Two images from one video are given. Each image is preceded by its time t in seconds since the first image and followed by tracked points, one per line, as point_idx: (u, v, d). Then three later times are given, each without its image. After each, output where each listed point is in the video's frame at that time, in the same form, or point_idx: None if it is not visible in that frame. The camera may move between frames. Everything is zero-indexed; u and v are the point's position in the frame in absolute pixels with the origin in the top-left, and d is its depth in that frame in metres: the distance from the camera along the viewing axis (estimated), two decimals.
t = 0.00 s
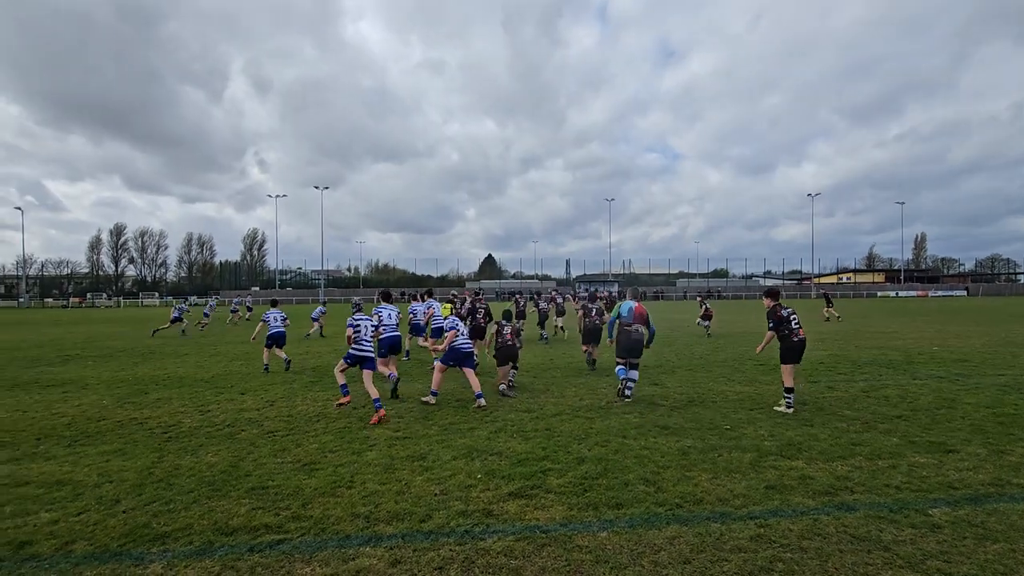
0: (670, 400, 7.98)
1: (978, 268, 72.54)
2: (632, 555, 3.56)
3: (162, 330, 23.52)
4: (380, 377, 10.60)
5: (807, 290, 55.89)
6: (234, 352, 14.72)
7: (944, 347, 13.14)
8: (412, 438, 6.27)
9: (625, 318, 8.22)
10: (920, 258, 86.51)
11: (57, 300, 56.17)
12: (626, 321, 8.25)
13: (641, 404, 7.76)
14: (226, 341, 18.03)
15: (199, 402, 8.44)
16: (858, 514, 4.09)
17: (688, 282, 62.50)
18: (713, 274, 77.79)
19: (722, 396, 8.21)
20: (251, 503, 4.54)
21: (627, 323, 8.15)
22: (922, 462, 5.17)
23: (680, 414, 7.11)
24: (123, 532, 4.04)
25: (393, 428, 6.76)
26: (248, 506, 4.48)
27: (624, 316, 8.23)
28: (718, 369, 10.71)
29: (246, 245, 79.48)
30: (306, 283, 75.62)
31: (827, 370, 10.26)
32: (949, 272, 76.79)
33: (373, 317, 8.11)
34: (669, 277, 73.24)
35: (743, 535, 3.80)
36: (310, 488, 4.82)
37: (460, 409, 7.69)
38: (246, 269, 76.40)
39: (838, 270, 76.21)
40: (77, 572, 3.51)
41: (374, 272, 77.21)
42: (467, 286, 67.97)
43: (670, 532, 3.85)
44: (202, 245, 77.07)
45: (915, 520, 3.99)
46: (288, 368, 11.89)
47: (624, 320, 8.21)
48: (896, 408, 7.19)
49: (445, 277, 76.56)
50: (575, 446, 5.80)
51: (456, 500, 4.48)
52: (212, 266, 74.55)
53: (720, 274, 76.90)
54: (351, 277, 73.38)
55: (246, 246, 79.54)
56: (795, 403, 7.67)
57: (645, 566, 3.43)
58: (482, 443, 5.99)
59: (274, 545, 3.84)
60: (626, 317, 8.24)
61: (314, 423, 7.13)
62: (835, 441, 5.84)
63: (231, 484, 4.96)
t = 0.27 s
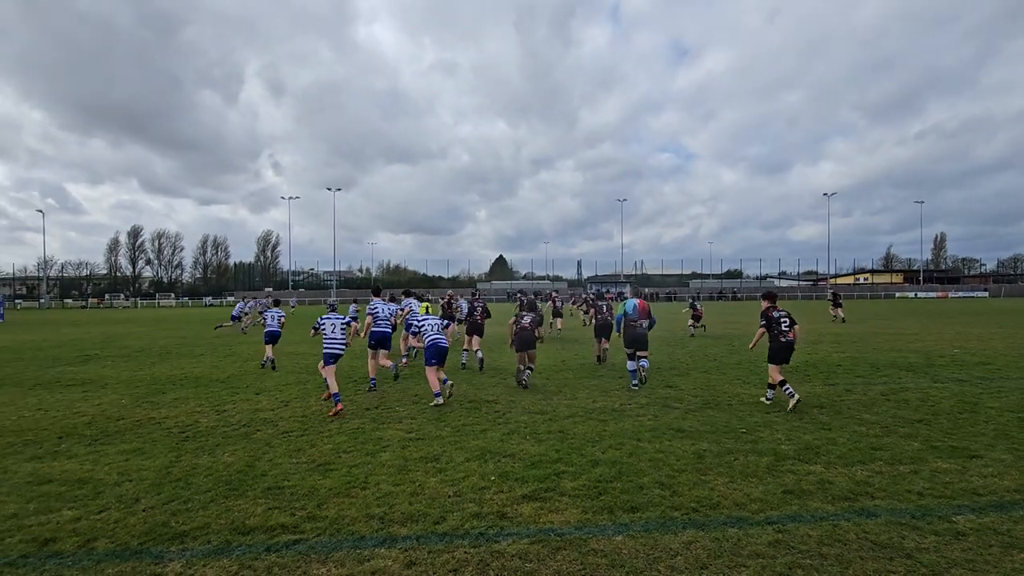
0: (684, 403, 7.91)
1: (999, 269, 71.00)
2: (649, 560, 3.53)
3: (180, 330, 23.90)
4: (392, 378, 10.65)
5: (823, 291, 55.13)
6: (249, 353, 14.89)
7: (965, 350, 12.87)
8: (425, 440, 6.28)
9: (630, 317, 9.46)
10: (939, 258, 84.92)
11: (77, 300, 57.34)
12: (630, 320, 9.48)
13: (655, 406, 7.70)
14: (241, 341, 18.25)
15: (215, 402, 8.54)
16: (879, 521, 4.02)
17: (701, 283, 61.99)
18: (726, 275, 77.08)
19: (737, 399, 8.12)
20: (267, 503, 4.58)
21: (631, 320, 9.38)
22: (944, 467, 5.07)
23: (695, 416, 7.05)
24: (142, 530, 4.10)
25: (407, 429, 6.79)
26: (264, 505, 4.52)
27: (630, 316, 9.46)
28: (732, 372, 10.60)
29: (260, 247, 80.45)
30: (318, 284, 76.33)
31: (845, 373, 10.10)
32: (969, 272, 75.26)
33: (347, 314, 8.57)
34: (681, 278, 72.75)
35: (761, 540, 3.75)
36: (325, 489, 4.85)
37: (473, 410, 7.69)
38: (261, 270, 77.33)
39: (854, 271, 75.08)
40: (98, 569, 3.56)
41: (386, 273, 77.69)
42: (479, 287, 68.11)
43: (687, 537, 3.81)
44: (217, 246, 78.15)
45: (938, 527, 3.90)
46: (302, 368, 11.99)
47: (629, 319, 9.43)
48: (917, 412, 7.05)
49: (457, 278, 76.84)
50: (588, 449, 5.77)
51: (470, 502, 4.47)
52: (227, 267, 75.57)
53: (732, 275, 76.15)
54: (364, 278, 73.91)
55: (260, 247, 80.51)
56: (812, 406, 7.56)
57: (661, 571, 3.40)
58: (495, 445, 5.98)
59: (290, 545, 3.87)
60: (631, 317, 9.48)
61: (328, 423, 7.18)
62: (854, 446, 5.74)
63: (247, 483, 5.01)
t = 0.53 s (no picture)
0: (694, 404, 7.85)
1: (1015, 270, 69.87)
2: (656, 563, 3.50)
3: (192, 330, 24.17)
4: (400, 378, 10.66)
5: (834, 292, 54.60)
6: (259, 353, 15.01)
7: (981, 352, 12.65)
8: (433, 440, 6.29)
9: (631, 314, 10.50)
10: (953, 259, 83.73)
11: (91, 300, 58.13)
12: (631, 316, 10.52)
13: (663, 408, 7.66)
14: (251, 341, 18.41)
15: (225, 401, 8.61)
16: (892, 525, 3.96)
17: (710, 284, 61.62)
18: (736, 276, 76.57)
19: (746, 401, 8.05)
20: (276, 502, 4.60)
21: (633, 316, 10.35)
22: (959, 472, 4.98)
23: (704, 418, 6.99)
24: (153, 528, 4.14)
25: (415, 429, 6.80)
26: (273, 504, 4.55)
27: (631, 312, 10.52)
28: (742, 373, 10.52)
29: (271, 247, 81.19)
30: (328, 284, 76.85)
31: (856, 375, 9.97)
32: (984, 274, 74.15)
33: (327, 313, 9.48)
34: (690, 278, 72.36)
35: (771, 544, 3.71)
36: (333, 488, 4.87)
37: (481, 411, 7.69)
38: (271, 270, 78.01)
39: (867, 272, 74.24)
40: (110, 567, 3.60)
41: (394, 273, 78.01)
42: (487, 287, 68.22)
43: (695, 540, 3.77)
44: (228, 246, 78.95)
45: (952, 532, 3.84)
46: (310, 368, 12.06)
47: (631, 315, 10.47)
48: (930, 416, 6.94)
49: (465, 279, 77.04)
50: (596, 450, 5.75)
51: (477, 503, 4.47)
52: (238, 267, 76.36)
53: (743, 276, 75.72)
54: (373, 279, 74.30)
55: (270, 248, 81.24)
56: (822, 409, 7.47)
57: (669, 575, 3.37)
58: (502, 446, 5.97)
59: (299, 544, 3.88)
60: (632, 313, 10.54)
61: (337, 423, 7.21)
62: (866, 449, 5.67)
63: (256, 482, 5.04)
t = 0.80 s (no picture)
0: (699, 407, 7.80)
1: None
2: (661, 567, 3.47)
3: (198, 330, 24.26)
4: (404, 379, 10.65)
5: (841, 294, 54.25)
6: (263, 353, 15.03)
7: (990, 355, 12.53)
8: (437, 442, 6.27)
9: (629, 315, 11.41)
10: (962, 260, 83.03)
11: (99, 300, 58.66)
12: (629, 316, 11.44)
13: (669, 410, 7.61)
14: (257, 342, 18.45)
15: (230, 401, 8.63)
16: (900, 531, 3.90)
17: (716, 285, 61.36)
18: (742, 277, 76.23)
19: (753, 404, 7.98)
20: (279, 503, 4.60)
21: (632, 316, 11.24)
22: (969, 476, 4.92)
23: (709, 421, 6.94)
24: (157, 529, 4.14)
25: (419, 431, 6.79)
26: (277, 506, 4.55)
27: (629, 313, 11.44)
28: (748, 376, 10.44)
29: (277, 248, 81.56)
30: (333, 285, 77.09)
31: (864, 377, 9.88)
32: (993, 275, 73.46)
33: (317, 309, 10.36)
34: (695, 280, 72.10)
35: (778, 549, 3.67)
36: (336, 490, 4.86)
37: (485, 412, 7.67)
38: (276, 271, 78.36)
39: (874, 273, 73.71)
40: (113, 568, 3.61)
41: (399, 274, 78.22)
42: (491, 288, 68.25)
43: (701, 545, 3.74)
44: (235, 247, 79.37)
45: (962, 538, 3.78)
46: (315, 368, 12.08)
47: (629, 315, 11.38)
48: (940, 419, 6.86)
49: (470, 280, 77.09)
50: (601, 453, 5.72)
51: (481, 506, 4.45)
52: (244, 268, 76.74)
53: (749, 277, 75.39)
54: (378, 279, 74.51)
55: (276, 249, 81.61)
56: (829, 412, 7.40)
57: None
58: (506, 447, 5.95)
59: (302, 546, 3.88)
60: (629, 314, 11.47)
61: (341, 424, 7.21)
62: (874, 453, 5.60)
63: (260, 484, 5.04)
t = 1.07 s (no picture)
0: (703, 410, 7.75)
1: None
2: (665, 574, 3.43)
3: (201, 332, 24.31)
4: (407, 381, 10.62)
5: (845, 296, 54.04)
6: (266, 355, 15.04)
7: (996, 358, 12.44)
8: (439, 445, 6.25)
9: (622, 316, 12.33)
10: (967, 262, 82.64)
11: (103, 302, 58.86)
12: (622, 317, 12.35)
13: (673, 413, 7.57)
14: (260, 344, 18.47)
15: (232, 404, 8.63)
16: (907, 537, 3.86)
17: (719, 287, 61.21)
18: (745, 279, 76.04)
19: (757, 407, 7.93)
20: (281, 507, 4.58)
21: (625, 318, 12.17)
22: (977, 481, 4.87)
23: (714, 425, 6.90)
24: (159, 533, 4.13)
25: (421, 434, 6.77)
26: (278, 510, 4.53)
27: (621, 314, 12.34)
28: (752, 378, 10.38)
29: (280, 250, 81.82)
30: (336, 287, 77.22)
31: (869, 380, 9.81)
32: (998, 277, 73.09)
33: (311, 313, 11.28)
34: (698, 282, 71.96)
35: (784, 555, 3.63)
36: (339, 494, 4.84)
37: (488, 415, 7.65)
38: (280, 273, 78.58)
39: (878, 275, 73.42)
40: (114, 572, 3.59)
41: (402, 276, 78.28)
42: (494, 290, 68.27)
43: (706, 550, 3.70)
44: (238, 249, 79.63)
45: (970, 545, 3.73)
46: (317, 371, 12.07)
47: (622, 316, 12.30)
48: (946, 423, 6.80)
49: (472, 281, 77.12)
50: (605, 456, 5.69)
51: (484, 510, 4.42)
52: (247, 269, 76.98)
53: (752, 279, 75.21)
54: (380, 281, 74.63)
55: (280, 250, 81.86)
56: (835, 415, 7.35)
57: None
58: (509, 451, 5.92)
59: (304, 550, 3.86)
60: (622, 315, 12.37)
61: (343, 427, 7.19)
62: (881, 457, 5.55)
63: (262, 487, 5.02)
